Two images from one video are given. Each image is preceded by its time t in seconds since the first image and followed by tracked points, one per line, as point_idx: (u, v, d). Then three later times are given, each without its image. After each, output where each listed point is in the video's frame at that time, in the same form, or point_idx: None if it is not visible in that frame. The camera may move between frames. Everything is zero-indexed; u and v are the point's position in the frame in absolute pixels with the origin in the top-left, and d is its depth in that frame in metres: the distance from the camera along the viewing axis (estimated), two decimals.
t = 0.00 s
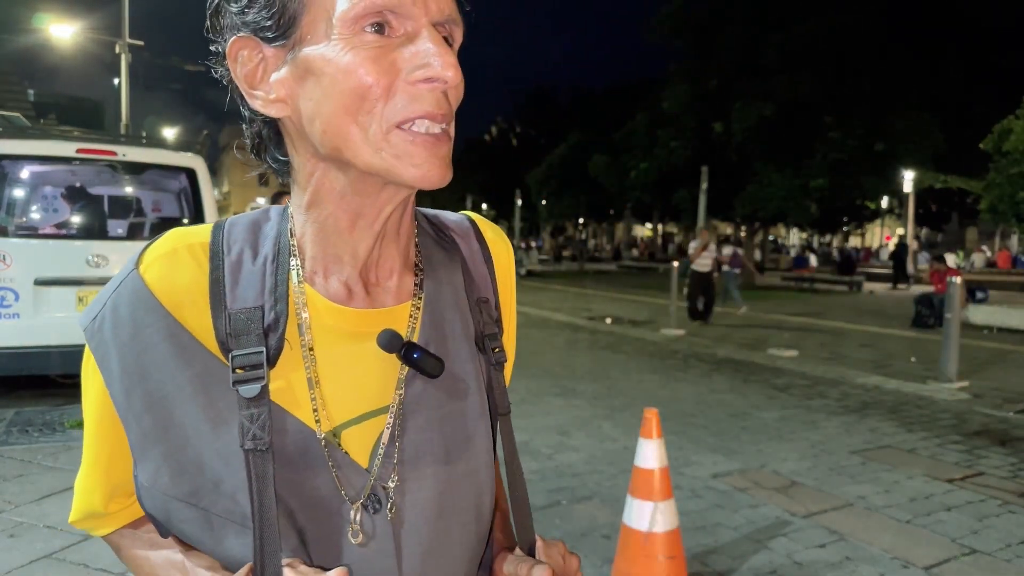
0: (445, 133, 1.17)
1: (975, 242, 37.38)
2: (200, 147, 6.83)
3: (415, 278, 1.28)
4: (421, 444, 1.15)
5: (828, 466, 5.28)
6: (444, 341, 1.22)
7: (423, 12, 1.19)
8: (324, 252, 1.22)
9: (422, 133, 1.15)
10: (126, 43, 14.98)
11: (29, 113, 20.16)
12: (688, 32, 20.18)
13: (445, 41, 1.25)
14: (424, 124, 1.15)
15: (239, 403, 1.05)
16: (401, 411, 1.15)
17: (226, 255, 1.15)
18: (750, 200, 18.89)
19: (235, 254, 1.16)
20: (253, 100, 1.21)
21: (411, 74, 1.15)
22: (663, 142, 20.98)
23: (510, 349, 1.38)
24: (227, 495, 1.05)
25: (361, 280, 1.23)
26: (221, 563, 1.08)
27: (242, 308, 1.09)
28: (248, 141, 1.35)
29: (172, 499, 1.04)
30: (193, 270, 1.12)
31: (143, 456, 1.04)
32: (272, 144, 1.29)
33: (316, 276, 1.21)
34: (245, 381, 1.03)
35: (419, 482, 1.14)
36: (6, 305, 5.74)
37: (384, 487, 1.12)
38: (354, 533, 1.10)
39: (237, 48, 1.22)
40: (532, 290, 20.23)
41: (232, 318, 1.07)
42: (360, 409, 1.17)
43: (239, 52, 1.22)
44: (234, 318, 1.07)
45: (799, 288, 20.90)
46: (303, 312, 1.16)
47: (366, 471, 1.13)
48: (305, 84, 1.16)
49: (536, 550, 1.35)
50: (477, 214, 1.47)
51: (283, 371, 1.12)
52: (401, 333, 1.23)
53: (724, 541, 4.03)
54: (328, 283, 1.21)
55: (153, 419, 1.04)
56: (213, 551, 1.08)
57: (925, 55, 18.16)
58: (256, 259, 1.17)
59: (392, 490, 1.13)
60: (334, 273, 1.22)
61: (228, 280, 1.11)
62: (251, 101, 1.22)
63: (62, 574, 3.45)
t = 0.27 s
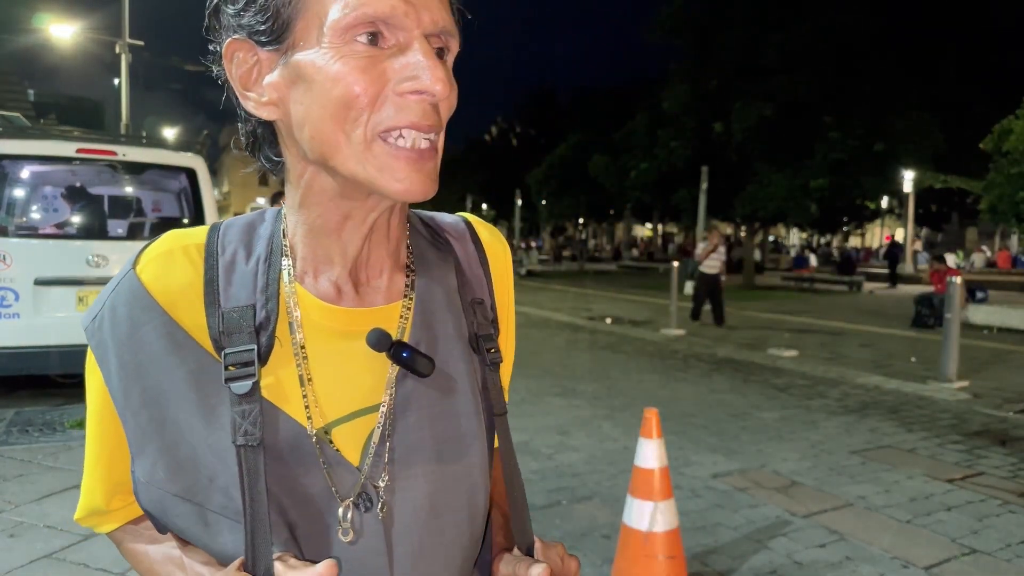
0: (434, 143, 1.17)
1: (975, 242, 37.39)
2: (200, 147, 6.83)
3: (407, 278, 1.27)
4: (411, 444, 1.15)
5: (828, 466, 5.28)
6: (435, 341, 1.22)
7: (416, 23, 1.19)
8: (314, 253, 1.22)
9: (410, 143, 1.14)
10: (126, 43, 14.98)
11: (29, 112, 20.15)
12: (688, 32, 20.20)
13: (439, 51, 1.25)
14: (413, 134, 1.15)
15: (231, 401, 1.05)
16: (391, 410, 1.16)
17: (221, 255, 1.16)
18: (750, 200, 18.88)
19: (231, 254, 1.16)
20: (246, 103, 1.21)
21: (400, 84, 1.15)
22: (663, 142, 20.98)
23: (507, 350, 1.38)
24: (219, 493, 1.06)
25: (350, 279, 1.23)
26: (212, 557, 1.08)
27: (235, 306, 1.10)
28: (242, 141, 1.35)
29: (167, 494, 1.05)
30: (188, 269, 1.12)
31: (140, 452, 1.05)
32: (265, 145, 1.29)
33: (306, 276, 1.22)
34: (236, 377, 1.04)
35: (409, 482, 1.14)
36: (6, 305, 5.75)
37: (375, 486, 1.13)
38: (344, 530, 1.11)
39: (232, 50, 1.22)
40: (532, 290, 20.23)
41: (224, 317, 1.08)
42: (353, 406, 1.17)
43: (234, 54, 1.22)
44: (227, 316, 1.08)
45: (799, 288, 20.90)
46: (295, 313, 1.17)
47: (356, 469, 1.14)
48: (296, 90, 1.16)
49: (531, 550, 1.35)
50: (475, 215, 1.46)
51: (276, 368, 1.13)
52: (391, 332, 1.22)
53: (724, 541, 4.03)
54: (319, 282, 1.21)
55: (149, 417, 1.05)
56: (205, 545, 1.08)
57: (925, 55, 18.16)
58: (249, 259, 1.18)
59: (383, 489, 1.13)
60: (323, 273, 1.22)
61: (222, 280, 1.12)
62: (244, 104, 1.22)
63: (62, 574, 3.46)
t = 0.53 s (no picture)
0: (431, 138, 1.17)
1: (975, 243, 37.41)
2: (200, 147, 6.84)
3: (399, 279, 1.27)
4: (403, 443, 1.15)
5: (828, 465, 5.28)
6: (428, 339, 1.22)
7: (409, 23, 1.20)
8: (309, 254, 1.22)
9: (408, 139, 1.15)
10: (126, 43, 14.97)
11: (30, 113, 20.15)
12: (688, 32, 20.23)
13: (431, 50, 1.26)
14: (410, 130, 1.15)
15: (226, 396, 1.05)
16: (381, 408, 1.16)
17: (217, 256, 1.16)
18: (751, 200, 18.89)
19: (226, 255, 1.17)
20: (240, 106, 1.21)
21: (396, 81, 1.15)
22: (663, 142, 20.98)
23: (499, 353, 1.39)
24: (209, 489, 1.06)
25: (343, 280, 1.23)
26: (205, 549, 1.07)
27: (230, 305, 1.11)
28: (236, 146, 1.34)
29: (160, 493, 1.05)
30: (182, 273, 1.13)
31: (130, 452, 1.05)
32: (258, 153, 1.28)
33: (300, 277, 1.22)
34: (232, 373, 1.04)
35: (401, 481, 1.14)
36: (6, 305, 5.75)
37: (366, 485, 1.12)
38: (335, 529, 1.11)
39: (225, 55, 1.22)
40: (532, 290, 20.23)
41: (220, 314, 1.08)
42: (345, 406, 1.17)
43: (226, 60, 1.22)
44: (222, 314, 1.09)
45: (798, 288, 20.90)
46: (288, 314, 1.17)
47: (345, 469, 1.14)
48: (291, 93, 1.16)
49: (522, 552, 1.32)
50: (470, 218, 1.46)
51: (270, 365, 1.14)
52: (382, 332, 1.22)
53: (724, 541, 4.03)
54: (312, 283, 1.21)
55: (141, 416, 1.05)
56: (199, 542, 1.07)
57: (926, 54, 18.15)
58: (245, 258, 1.18)
59: (375, 488, 1.13)
60: (316, 275, 1.22)
61: (215, 280, 1.12)
62: (238, 108, 1.22)
63: (62, 574, 3.46)
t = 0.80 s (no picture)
0: (445, 153, 1.18)
1: (975, 243, 37.44)
2: (200, 147, 6.84)
3: (390, 273, 1.26)
4: (395, 436, 1.13)
5: (828, 465, 5.29)
6: (420, 334, 1.20)
7: (434, 40, 1.18)
8: (304, 253, 1.21)
9: (427, 155, 1.15)
10: (126, 43, 14.98)
11: (30, 113, 20.16)
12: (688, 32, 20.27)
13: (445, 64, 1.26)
14: (430, 148, 1.16)
15: (217, 380, 1.05)
16: (372, 400, 1.14)
17: (207, 247, 1.17)
18: (750, 201, 18.91)
19: (216, 245, 1.18)
20: (252, 108, 1.17)
21: (422, 102, 1.15)
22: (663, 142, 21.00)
23: (493, 340, 1.38)
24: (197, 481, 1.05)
25: (338, 280, 1.23)
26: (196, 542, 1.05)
27: (221, 291, 1.11)
28: (226, 135, 1.29)
29: (158, 482, 1.04)
30: (173, 270, 1.12)
31: (125, 447, 1.05)
32: (253, 153, 1.24)
33: (293, 276, 1.21)
34: (220, 353, 1.04)
35: (393, 473, 1.12)
36: (6, 305, 5.75)
37: (359, 476, 1.11)
38: (331, 524, 1.10)
39: (239, 54, 1.17)
40: (532, 290, 20.24)
41: (210, 300, 1.09)
42: (335, 400, 1.15)
43: (239, 58, 1.17)
44: (214, 300, 1.09)
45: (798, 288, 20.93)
46: (276, 307, 1.15)
47: (339, 461, 1.12)
48: (313, 102, 1.14)
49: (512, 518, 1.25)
50: (463, 217, 1.46)
51: (261, 355, 1.12)
52: (374, 323, 1.21)
53: (724, 541, 4.03)
54: (305, 283, 1.20)
55: (133, 409, 1.04)
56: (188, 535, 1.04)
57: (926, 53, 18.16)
58: (236, 248, 1.19)
59: (368, 479, 1.11)
60: (310, 274, 1.21)
61: (205, 274, 1.12)
62: (250, 109, 1.18)
63: (63, 574, 3.46)
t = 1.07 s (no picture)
0: (445, 144, 1.20)
1: (975, 242, 37.46)
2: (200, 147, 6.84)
3: (388, 273, 1.26)
4: (399, 430, 1.14)
5: (828, 465, 5.29)
6: (421, 331, 1.21)
7: (433, 33, 1.21)
8: (304, 252, 1.21)
9: (428, 144, 1.16)
10: (126, 43, 14.99)
11: (29, 113, 20.16)
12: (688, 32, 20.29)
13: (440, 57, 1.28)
14: (432, 137, 1.17)
15: (225, 383, 1.04)
16: (376, 398, 1.14)
17: (202, 247, 1.15)
18: (750, 200, 18.91)
19: (212, 247, 1.15)
20: (255, 100, 1.17)
21: (423, 90, 1.16)
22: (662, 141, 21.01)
23: (483, 330, 1.39)
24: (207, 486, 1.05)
25: (336, 278, 1.22)
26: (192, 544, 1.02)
27: (223, 293, 1.09)
28: (219, 134, 1.28)
29: (155, 493, 1.03)
30: (169, 273, 1.10)
31: (127, 455, 1.03)
32: (250, 148, 1.23)
33: (293, 275, 1.20)
34: (229, 356, 1.04)
35: (400, 465, 1.12)
36: (6, 305, 5.75)
37: (366, 471, 1.10)
38: (337, 521, 1.08)
39: (241, 46, 1.17)
40: (532, 290, 20.24)
41: (212, 302, 1.07)
42: (337, 399, 1.14)
43: (241, 50, 1.17)
44: (215, 302, 1.07)
45: (798, 288, 20.93)
46: (277, 308, 1.14)
47: (348, 457, 1.11)
48: (316, 91, 1.14)
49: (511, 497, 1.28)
50: (448, 212, 1.47)
51: (263, 353, 1.10)
52: (375, 320, 1.21)
53: (724, 541, 4.03)
54: (306, 282, 1.19)
55: (130, 417, 1.03)
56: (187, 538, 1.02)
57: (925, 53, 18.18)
58: (233, 249, 1.17)
59: (374, 474, 1.11)
60: (310, 272, 1.20)
61: (203, 273, 1.10)
62: (252, 101, 1.17)
63: (63, 574, 3.46)
